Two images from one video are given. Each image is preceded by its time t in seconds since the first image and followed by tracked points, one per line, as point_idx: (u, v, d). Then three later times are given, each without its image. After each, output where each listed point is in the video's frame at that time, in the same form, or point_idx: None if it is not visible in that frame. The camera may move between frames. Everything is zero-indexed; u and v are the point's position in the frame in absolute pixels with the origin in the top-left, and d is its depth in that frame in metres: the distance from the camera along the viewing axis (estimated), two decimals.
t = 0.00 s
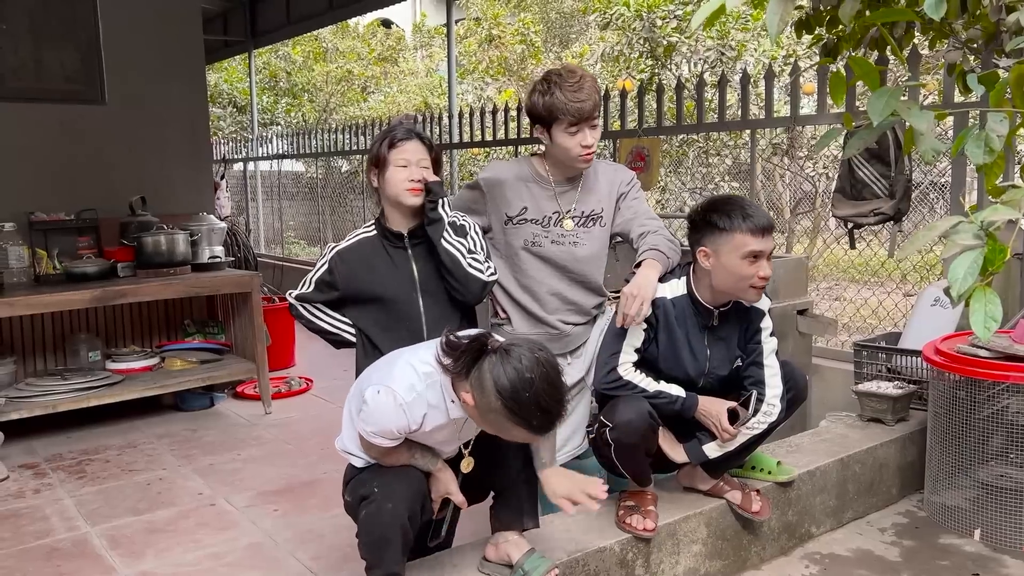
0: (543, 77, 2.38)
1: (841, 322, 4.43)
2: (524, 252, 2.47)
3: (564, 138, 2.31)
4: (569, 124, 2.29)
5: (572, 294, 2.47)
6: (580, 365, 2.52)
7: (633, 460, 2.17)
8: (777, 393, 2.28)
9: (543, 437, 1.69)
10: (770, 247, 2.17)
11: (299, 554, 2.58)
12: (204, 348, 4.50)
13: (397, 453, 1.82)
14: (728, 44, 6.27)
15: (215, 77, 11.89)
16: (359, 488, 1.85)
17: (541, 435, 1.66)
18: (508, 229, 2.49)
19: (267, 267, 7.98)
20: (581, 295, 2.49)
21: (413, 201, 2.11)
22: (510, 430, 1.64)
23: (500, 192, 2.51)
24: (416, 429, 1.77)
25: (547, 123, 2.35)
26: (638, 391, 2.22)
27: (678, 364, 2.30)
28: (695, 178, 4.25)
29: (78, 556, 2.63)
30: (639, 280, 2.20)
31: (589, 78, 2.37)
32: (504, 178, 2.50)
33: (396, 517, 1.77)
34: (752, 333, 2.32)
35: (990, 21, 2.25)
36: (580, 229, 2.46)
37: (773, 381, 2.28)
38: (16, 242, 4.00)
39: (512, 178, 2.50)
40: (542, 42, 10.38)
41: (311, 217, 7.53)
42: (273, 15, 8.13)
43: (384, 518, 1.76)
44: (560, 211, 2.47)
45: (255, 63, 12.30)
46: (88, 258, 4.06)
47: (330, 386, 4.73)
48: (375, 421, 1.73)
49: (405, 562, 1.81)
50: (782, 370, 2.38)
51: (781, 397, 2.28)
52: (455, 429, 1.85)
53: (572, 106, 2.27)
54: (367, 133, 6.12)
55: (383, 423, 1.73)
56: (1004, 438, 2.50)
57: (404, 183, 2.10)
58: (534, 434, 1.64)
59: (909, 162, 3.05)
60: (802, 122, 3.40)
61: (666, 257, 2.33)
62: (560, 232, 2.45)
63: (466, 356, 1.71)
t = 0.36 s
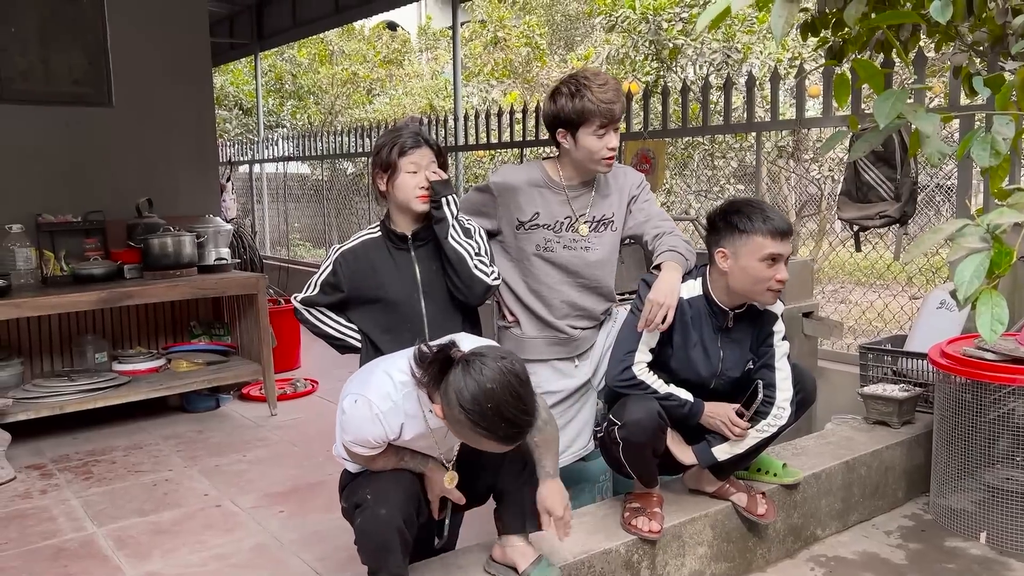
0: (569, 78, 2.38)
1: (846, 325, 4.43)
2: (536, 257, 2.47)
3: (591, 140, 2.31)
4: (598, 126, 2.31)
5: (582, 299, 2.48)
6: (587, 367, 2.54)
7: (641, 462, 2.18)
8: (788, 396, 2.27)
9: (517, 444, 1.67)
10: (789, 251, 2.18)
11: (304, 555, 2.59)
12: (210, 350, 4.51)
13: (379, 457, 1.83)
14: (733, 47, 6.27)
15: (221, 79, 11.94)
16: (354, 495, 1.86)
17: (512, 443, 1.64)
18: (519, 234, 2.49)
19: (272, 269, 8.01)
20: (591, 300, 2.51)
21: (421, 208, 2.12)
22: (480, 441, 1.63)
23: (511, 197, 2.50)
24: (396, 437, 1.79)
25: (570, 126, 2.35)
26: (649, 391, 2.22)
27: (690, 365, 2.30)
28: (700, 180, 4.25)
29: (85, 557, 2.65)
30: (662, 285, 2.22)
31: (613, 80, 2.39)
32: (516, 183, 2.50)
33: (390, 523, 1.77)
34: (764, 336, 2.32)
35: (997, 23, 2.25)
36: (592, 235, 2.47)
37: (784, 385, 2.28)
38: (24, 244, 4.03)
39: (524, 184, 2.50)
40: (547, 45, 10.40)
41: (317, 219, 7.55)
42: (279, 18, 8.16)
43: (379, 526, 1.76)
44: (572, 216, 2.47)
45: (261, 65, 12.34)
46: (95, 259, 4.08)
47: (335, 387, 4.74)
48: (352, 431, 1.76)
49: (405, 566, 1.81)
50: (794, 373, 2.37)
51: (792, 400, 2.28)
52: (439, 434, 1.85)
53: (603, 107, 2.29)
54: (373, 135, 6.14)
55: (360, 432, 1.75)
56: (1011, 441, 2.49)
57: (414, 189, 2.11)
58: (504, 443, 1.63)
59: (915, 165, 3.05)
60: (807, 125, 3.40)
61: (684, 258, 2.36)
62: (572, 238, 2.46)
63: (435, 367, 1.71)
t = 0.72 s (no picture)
0: (578, 88, 2.38)
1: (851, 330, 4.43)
2: (543, 264, 2.47)
3: (601, 150, 2.31)
4: (608, 137, 2.30)
5: (589, 306, 2.49)
6: (593, 373, 2.55)
7: (643, 468, 2.19)
8: (792, 403, 2.28)
9: (503, 439, 1.67)
10: (781, 255, 2.16)
11: (307, 559, 2.59)
12: (214, 353, 4.52)
13: (378, 462, 1.84)
14: (738, 51, 6.27)
15: (226, 83, 11.97)
16: (349, 503, 1.87)
17: (497, 437, 1.64)
18: (527, 240, 2.49)
19: (277, 272, 8.03)
20: (598, 306, 2.52)
21: (427, 215, 2.15)
22: (465, 435, 1.64)
23: (519, 202, 2.50)
24: (382, 441, 1.79)
25: (581, 135, 2.34)
26: (649, 396, 2.22)
27: (694, 369, 2.30)
28: (704, 185, 4.25)
29: (89, 559, 2.66)
30: (664, 287, 2.23)
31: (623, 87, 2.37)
32: (524, 190, 2.49)
33: (384, 530, 1.78)
34: (769, 342, 2.32)
35: (1002, 30, 2.25)
36: (600, 242, 2.49)
37: (788, 392, 2.28)
38: (30, 247, 4.07)
39: (532, 190, 2.49)
40: (552, 49, 10.40)
41: (321, 223, 7.56)
42: (284, 21, 8.18)
43: (373, 533, 1.77)
44: (580, 223, 2.48)
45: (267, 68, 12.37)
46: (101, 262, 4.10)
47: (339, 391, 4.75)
48: (337, 434, 1.77)
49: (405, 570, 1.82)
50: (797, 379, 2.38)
51: (795, 407, 2.28)
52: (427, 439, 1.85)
53: (612, 119, 2.28)
54: (377, 139, 6.15)
55: (345, 435, 1.76)
56: (1015, 448, 2.47)
57: (418, 198, 2.13)
58: (490, 436, 1.63)
59: (919, 171, 3.04)
60: (812, 130, 3.39)
61: (690, 263, 2.37)
62: (580, 244, 2.47)
63: (417, 367, 1.72)
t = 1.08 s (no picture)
0: (570, 109, 2.36)
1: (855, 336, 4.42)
2: (547, 270, 2.47)
3: (599, 169, 2.31)
4: (604, 157, 2.30)
5: (592, 312, 2.50)
6: (596, 378, 2.56)
7: (641, 470, 2.20)
8: (795, 412, 2.26)
9: (496, 440, 1.68)
10: (749, 249, 2.15)
11: (311, 562, 2.59)
12: (218, 356, 4.54)
13: (386, 464, 1.85)
14: (742, 57, 6.28)
15: (232, 87, 12.00)
16: (360, 503, 1.87)
17: (488, 437, 1.65)
18: (531, 246, 2.49)
19: (281, 275, 8.05)
20: (601, 313, 2.52)
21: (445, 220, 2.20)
22: (456, 435, 1.65)
23: (523, 208, 2.50)
24: (385, 444, 1.81)
25: (580, 155, 2.34)
26: (646, 397, 2.24)
27: (691, 372, 2.31)
28: (709, 191, 4.26)
29: (93, 562, 2.66)
30: (664, 293, 2.23)
31: (620, 105, 2.35)
32: (528, 196, 2.49)
33: (394, 531, 1.78)
34: (772, 350, 2.31)
35: (1007, 37, 2.25)
36: (604, 248, 2.49)
37: (790, 402, 2.27)
38: (36, 249, 4.09)
39: (536, 197, 2.49)
40: (557, 54, 10.42)
41: (325, 227, 7.58)
42: (290, 26, 8.20)
43: (383, 533, 1.77)
44: (584, 229, 2.48)
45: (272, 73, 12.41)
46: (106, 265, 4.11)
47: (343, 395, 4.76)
48: (340, 437, 1.79)
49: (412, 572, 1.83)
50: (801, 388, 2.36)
51: (798, 417, 2.27)
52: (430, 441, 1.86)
53: (609, 139, 2.26)
54: (382, 144, 6.16)
55: (349, 438, 1.78)
56: (1020, 455, 2.47)
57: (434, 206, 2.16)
58: (482, 437, 1.64)
59: (924, 177, 3.04)
60: (817, 135, 3.39)
61: (693, 270, 2.38)
62: (584, 251, 2.47)
63: (410, 368, 1.74)
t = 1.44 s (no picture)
0: (562, 115, 2.39)
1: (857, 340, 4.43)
2: (546, 273, 2.49)
3: (593, 173, 2.32)
4: (596, 162, 2.31)
5: (592, 314, 2.51)
6: (596, 380, 2.56)
7: (638, 462, 2.22)
8: (797, 420, 2.26)
9: (496, 427, 1.68)
10: (755, 245, 2.19)
11: (314, 565, 2.60)
12: (222, 358, 4.55)
13: (394, 463, 1.86)
14: (745, 62, 6.30)
15: (236, 90, 12.04)
16: (370, 503, 1.88)
17: (490, 423, 1.65)
18: (529, 250, 2.51)
19: (284, 278, 8.07)
20: (601, 315, 2.53)
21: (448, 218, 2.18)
22: (457, 422, 1.65)
23: (522, 213, 2.52)
24: (393, 439, 1.80)
25: (573, 159, 2.35)
26: (647, 394, 2.24)
27: (695, 368, 2.32)
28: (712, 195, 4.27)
29: (96, 564, 2.67)
30: (685, 293, 2.25)
31: (614, 110, 2.36)
32: (526, 201, 2.52)
33: (398, 531, 1.78)
34: (779, 356, 2.32)
35: (1010, 42, 2.25)
36: (603, 251, 2.50)
37: (793, 408, 2.27)
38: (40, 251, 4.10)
39: (534, 202, 2.52)
40: (560, 58, 10.45)
41: (328, 229, 7.60)
42: (294, 30, 8.23)
43: (387, 533, 1.78)
44: (582, 233, 2.50)
45: (276, 76, 12.44)
46: (110, 268, 4.12)
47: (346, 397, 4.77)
48: (347, 432, 1.79)
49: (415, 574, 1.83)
50: (808, 398, 2.36)
51: (801, 424, 2.26)
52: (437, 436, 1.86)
53: (599, 145, 2.28)
54: (386, 147, 6.18)
55: (356, 432, 1.77)
56: (1022, 460, 2.47)
57: (438, 204, 2.15)
58: (485, 423, 1.65)
59: (927, 182, 3.04)
60: (820, 140, 3.39)
61: (707, 267, 2.40)
62: (582, 254, 2.49)
63: (411, 359, 1.76)
